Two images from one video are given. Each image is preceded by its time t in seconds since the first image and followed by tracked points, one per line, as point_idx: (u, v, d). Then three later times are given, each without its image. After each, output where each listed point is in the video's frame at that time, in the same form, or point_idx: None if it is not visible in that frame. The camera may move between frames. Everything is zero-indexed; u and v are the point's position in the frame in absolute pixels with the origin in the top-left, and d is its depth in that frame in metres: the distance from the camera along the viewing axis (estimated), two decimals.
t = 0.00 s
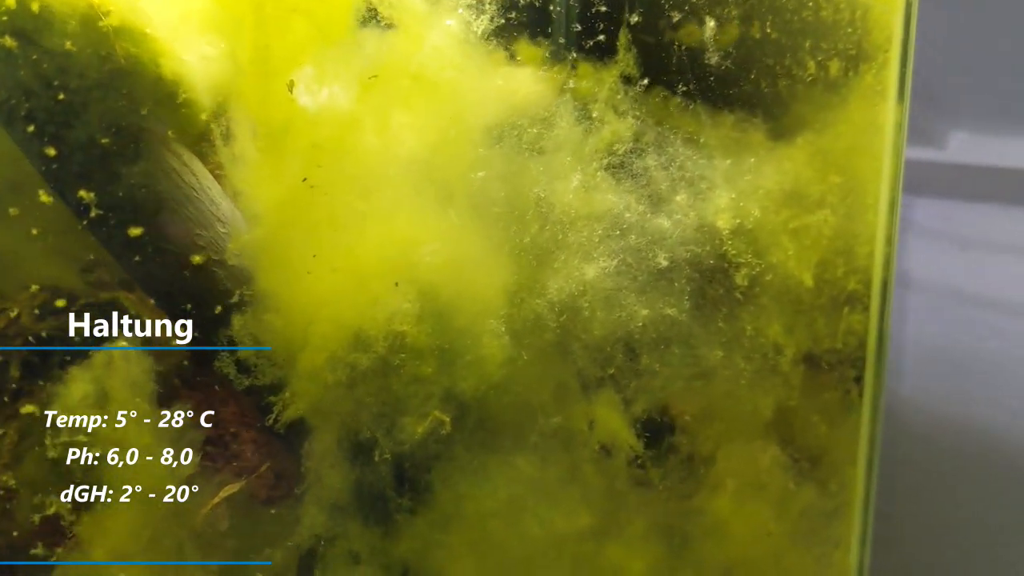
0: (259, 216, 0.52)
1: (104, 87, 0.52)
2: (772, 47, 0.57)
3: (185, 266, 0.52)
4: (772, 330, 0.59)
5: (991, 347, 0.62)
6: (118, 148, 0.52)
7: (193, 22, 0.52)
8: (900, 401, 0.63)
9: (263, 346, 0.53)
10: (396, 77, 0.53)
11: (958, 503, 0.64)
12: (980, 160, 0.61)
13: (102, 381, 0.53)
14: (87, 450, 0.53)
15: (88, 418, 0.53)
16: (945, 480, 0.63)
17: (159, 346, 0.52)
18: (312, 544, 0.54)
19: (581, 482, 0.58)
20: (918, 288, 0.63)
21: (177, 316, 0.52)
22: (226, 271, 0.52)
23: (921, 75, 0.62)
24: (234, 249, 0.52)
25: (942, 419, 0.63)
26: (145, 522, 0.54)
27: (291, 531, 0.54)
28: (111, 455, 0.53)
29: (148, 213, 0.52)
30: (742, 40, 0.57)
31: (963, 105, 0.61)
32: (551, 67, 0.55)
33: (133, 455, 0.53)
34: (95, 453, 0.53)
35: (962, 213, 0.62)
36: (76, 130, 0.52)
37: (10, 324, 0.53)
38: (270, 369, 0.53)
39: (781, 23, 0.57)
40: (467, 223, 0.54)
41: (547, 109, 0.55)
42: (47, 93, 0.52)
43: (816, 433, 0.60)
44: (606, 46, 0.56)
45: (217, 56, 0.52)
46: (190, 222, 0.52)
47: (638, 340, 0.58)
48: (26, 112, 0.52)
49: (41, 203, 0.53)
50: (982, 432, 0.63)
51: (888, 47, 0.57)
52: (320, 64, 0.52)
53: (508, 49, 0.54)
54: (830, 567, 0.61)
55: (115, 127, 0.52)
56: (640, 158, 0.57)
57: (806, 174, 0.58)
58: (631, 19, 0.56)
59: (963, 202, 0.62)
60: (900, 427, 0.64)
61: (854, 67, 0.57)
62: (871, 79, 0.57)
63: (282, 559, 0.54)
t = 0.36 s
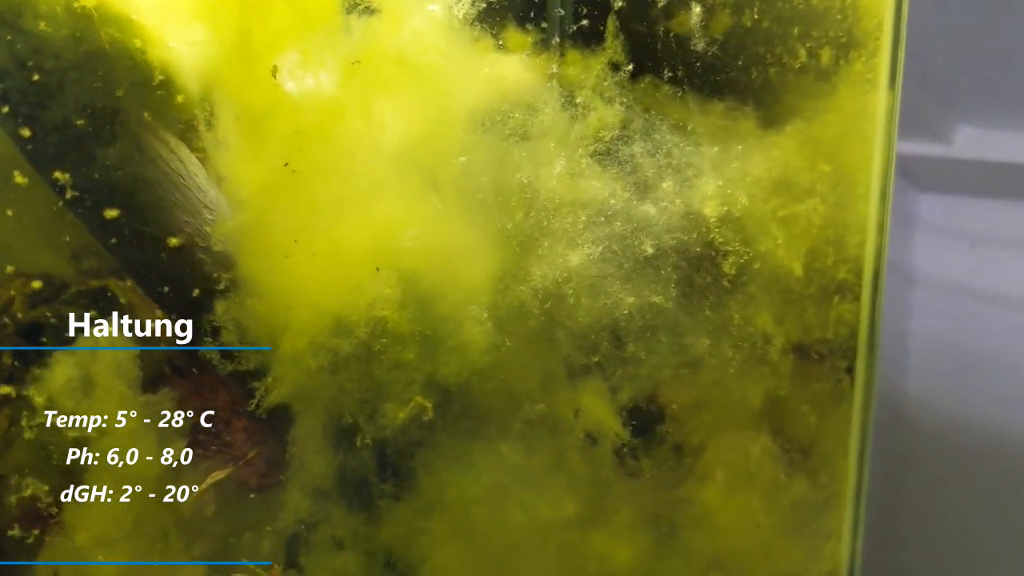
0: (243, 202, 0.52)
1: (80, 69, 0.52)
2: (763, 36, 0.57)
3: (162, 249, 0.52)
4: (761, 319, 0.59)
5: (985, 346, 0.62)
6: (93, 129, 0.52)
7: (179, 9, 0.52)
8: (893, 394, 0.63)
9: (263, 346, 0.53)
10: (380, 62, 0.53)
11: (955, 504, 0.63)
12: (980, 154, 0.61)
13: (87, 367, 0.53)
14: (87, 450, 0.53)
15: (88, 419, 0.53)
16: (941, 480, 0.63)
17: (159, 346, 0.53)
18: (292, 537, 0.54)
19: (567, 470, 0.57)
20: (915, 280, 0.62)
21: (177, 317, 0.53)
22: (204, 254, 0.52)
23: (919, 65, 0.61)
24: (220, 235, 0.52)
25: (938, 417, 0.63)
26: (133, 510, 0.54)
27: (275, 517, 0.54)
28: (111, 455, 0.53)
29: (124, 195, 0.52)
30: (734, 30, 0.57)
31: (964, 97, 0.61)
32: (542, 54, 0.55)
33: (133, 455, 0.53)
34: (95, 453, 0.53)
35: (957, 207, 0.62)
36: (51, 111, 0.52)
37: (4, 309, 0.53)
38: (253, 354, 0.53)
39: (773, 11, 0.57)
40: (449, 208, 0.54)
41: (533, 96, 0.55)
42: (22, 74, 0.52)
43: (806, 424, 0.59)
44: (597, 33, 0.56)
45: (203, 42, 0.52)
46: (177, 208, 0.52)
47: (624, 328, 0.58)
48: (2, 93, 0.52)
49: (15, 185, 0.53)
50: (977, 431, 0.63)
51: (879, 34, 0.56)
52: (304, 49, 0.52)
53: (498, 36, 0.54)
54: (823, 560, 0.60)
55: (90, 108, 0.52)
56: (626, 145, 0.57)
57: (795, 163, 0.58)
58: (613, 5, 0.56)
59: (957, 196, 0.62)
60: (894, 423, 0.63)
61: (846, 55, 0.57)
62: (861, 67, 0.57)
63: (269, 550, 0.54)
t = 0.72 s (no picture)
0: (228, 185, 0.53)
1: (58, 49, 0.52)
2: (755, 25, 0.57)
3: (140, 228, 0.53)
4: (750, 306, 0.59)
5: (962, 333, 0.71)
6: (70, 108, 0.53)
7: None
8: (882, 376, 0.71)
9: (263, 346, 0.53)
10: (365, 46, 0.53)
11: (932, 478, 0.71)
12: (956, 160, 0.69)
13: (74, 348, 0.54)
14: (87, 450, 0.54)
15: (88, 418, 0.54)
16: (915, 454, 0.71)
17: (159, 346, 0.53)
18: (277, 525, 0.54)
19: (552, 455, 0.58)
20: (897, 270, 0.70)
21: (176, 316, 0.53)
22: (185, 232, 0.53)
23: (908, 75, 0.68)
24: (208, 219, 0.53)
25: (920, 399, 0.71)
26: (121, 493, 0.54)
27: (259, 498, 0.54)
28: (111, 455, 0.54)
29: (101, 174, 0.53)
30: (728, 19, 0.57)
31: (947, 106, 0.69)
32: (532, 42, 0.55)
33: (133, 455, 0.54)
34: (95, 453, 0.54)
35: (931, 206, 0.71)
36: (29, 91, 0.52)
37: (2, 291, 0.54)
38: (238, 337, 0.53)
39: None
40: (431, 192, 0.54)
41: (519, 82, 0.55)
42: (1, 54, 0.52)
43: (796, 414, 0.60)
44: (585, 20, 0.56)
45: (190, 25, 0.52)
46: (155, 188, 0.53)
47: (610, 313, 0.58)
48: None
49: None
50: (954, 413, 0.71)
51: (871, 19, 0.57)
52: (290, 33, 0.53)
53: (488, 24, 0.54)
54: (813, 547, 0.61)
55: (67, 87, 0.52)
56: (613, 131, 0.57)
57: (784, 149, 0.58)
58: None
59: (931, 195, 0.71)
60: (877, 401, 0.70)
61: (837, 43, 0.57)
62: (853, 53, 0.57)
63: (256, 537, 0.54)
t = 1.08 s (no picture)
0: (220, 160, 0.53)
1: (46, 19, 0.53)
2: (750, 7, 0.58)
3: (128, 197, 0.53)
4: (741, 286, 0.60)
5: (961, 319, 0.88)
6: (60, 78, 0.53)
7: None
8: (894, 371, 0.86)
9: (263, 346, 0.54)
10: (357, 23, 0.53)
11: (938, 474, 0.87)
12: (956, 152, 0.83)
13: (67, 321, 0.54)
14: (87, 450, 0.54)
15: (88, 418, 0.54)
16: (914, 446, 0.87)
17: (159, 346, 0.54)
18: (272, 495, 0.55)
19: (542, 431, 0.58)
20: (909, 260, 0.85)
21: (177, 317, 0.54)
22: (174, 202, 0.53)
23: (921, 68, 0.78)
24: (201, 195, 0.53)
25: (925, 387, 0.87)
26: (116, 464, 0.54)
27: (250, 469, 0.55)
28: (111, 455, 0.54)
29: (90, 142, 0.53)
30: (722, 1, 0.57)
31: (952, 98, 0.81)
32: (526, 22, 0.55)
33: (133, 455, 0.54)
34: (95, 453, 0.54)
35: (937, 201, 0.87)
36: (17, 59, 0.53)
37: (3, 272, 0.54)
38: (230, 311, 0.54)
39: None
40: (421, 167, 0.54)
41: (510, 60, 0.55)
42: None
43: (790, 395, 0.61)
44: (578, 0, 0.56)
45: (186, 3, 0.53)
46: (143, 157, 0.53)
47: (599, 290, 0.58)
48: None
49: None
50: (962, 407, 0.87)
51: None
52: (284, 10, 0.53)
53: (483, 4, 0.54)
54: (806, 529, 0.62)
55: (56, 57, 0.53)
56: (604, 109, 0.57)
57: (776, 130, 0.59)
58: None
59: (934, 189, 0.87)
60: (892, 389, 0.85)
61: (830, 24, 0.58)
62: (845, 34, 0.58)
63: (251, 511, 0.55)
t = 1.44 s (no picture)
0: (221, 136, 0.54)
1: None
2: None
3: (128, 167, 0.54)
4: (740, 266, 0.60)
5: (978, 318, 0.80)
6: (60, 49, 0.53)
7: None
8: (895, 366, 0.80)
9: (263, 346, 0.55)
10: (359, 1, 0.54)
11: (949, 477, 0.81)
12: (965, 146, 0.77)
13: (72, 295, 0.55)
14: (87, 450, 0.55)
15: (88, 418, 0.55)
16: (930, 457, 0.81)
17: (159, 346, 0.55)
18: (273, 464, 0.55)
19: (539, 408, 0.58)
20: (916, 252, 0.79)
21: (177, 317, 0.55)
22: (175, 174, 0.54)
23: (923, 54, 0.74)
24: (204, 172, 0.54)
25: (938, 389, 0.80)
26: (119, 437, 0.55)
27: (250, 442, 0.55)
28: (111, 455, 0.55)
29: (90, 112, 0.54)
30: None
31: (957, 83, 0.75)
32: None
33: (133, 455, 0.55)
34: (95, 453, 0.55)
35: (955, 192, 0.79)
36: (18, 30, 0.53)
37: (12, 250, 0.54)
38: (231, 286, 0.54)
39: None
40: (420, 145, 0.55)
41: (510, 38, 0.56)
42: None
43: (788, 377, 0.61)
44: None
45: None
46: (143, 128, 0.54)
47: (598, 267, 0.58)
48: None
49: None
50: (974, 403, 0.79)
51: None
52: None
53: None
54: (808, 509, 0.62)
55: (56, 27, 0.53)
56: (603, 88, 0.57)
57: (776, 109, 0.59)
58: None
59: (952, 179, 0.79)
60: (893, 391, 0.80)
61: (831, 4, 0.58)
62: (846, 14, 0.58)
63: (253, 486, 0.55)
